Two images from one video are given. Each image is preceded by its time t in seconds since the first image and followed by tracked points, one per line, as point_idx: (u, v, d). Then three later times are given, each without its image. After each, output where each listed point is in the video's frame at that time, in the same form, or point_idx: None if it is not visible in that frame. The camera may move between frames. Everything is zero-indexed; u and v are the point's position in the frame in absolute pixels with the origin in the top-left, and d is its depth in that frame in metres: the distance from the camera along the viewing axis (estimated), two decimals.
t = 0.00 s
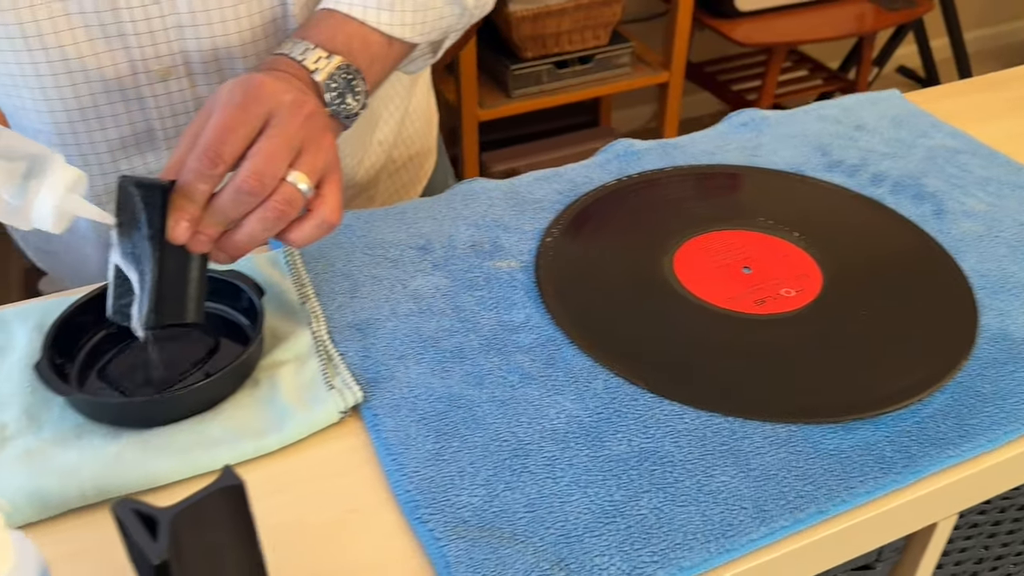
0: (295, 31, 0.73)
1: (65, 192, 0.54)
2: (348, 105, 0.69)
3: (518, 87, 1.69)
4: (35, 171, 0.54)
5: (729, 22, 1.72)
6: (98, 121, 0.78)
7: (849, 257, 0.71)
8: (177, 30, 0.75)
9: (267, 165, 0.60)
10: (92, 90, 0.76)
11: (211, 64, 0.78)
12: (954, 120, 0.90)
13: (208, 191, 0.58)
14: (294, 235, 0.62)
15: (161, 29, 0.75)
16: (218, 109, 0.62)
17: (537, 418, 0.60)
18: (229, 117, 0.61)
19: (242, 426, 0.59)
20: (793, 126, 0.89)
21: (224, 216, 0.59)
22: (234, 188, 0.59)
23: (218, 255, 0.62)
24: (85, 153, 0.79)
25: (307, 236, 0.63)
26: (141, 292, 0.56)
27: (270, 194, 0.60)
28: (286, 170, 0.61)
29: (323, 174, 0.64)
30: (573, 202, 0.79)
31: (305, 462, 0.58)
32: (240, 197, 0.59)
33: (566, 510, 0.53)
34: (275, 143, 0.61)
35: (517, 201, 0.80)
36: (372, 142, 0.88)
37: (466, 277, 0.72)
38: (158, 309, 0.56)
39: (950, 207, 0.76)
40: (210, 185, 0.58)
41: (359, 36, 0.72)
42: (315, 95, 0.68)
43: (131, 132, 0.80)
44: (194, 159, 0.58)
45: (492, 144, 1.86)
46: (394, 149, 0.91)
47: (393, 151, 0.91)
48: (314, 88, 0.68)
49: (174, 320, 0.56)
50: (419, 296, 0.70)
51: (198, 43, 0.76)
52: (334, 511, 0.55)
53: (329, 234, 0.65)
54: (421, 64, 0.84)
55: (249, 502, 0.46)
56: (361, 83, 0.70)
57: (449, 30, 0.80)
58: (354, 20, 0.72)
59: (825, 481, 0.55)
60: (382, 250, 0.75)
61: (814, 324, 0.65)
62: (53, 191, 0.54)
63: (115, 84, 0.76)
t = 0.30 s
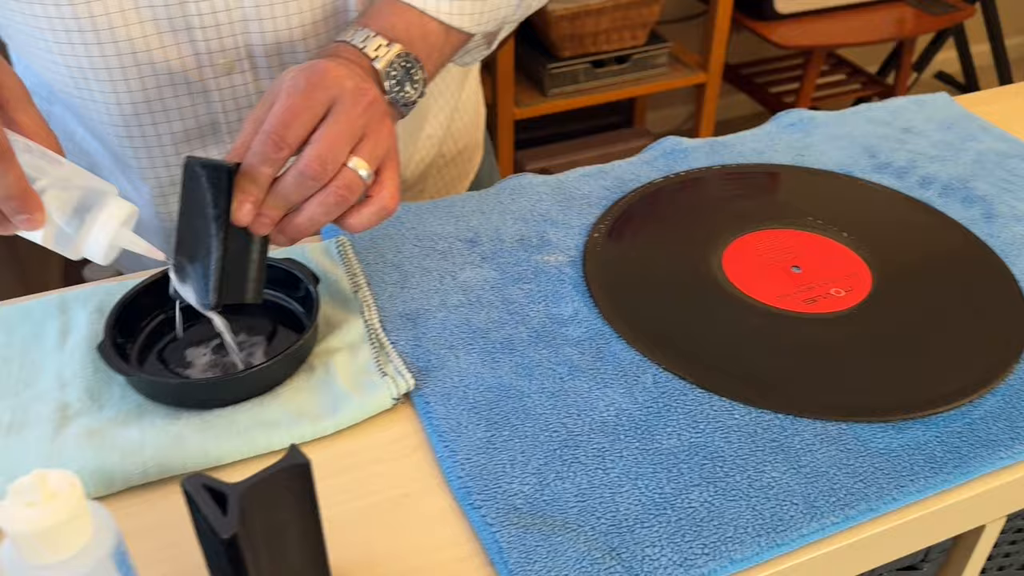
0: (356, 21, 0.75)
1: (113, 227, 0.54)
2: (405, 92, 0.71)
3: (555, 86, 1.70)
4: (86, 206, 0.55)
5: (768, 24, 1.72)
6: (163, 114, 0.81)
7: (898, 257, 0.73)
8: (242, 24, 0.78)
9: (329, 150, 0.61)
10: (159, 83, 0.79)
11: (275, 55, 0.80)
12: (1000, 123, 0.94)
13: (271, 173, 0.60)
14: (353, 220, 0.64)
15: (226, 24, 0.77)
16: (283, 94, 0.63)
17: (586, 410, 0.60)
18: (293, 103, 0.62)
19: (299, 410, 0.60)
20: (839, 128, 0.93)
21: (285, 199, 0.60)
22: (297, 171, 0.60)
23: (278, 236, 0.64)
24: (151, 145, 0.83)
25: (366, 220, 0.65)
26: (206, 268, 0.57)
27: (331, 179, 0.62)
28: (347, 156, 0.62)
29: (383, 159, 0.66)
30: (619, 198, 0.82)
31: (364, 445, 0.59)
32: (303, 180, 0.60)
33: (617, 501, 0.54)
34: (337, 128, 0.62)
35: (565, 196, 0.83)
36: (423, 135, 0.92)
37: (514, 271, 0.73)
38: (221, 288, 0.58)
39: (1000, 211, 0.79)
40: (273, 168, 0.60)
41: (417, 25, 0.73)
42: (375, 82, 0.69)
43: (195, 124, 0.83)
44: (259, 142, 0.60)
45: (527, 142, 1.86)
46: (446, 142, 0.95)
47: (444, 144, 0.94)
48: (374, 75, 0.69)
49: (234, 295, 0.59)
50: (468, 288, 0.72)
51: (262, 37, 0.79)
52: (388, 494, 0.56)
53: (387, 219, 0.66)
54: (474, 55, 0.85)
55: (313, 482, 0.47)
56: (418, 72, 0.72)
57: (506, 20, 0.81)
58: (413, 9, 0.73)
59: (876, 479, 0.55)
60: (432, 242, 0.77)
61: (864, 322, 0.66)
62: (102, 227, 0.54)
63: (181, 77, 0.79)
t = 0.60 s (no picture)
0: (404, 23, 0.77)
1: (174, 162, 0.54)
2: (448, 96, 0.73)
3: (591, 87, 1.70)
4: (145, 139, 0.54)
5: (807, 28, 1.71)
6: (215, 105, 0.84)
7: (938, 262, 0.73)
8: (294, 20, 0.80)
9: (362, 167, 0.62)
10: (212, 75, 0.81)
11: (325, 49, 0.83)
12: None
13: (306, 188, 0.61)
14: (386, 234, 0.65)
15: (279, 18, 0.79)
16: (317, 112, 0.64)
17: (623, 405, 0.61)
18: (327, 120, 0.63)
19: (341, 396, 0.62)
20: (880, 132, 0.93)
21: (320, 214, 0.61)
22: (330, 188, 0.61)
23: (317, 249, 0.64)
24: (199, 131, 0.85)
25: (400, 232, 0.65)
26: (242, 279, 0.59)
27: (364, 194, 0.63)
28: (379, 171, 0.64)
29: (416, 172, 0.66)
30: (658, 197, 0.83)
31: (405, 432, 0.61)
32: (336, 197, 0.61)
33: (653, 495, 0.54)
34: (369, 145, 0.63)
35: (603, 194, 0.84)
36: (469, 133, 0.95)
37: (553, 267, 0.74)
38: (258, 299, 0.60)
39: None
40: (308, 184, 0.61)
41: (460, 30, 0.75)
42: (417, 88, 0.71)
43: (245, 116, 0.85)
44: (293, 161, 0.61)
45: (561, 142, 1.87)
46: (490, 140, 0.98)
47: (489, 140, 0.98)
48: (416, 80, 0.71)
49: (273, 302, 0.61)
50: (507, 282, 0.73)
51: (314, 31, 0.81)
52: (428, 481, 0.57)
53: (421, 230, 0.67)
54: (519, 61, 0.86)
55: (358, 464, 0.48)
56: (461, 75, 0.74)
57: (549, 27, 0.82)
58: (457, 13, 0.75)
59: (912, 481, 0.55)
60: (472, 237, 0.78)
61: (902, 325, 0.66)
62: (162, 160, 0.54)
63: (234, 70, 0.82)
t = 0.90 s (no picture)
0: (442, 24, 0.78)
1: (229, 165, 0.55)
2: (483, 97, 0.74)
3: (622, 88, 1.70)
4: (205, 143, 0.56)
5: (842, 33, 1.70)
6: (256, 99, 0.86)
7: (970, 271, 0.73)
8: (335, 19, 0.82)
9: (390, 165, 0.63)
10: (254, 70, 0.84)
11: (365, 48, 0.85)
12: None
13: (336, 186, 0.63)
14: (415, 230, 0.66)
15: (322, 16, 0.81)
16: (348, 111, 0.66)
17: (651, 406, 0.62)
18: (358, 119, 0.65)
19: (373, 390, 0.63)
20: (914, 139, 0.92)
21: (350, 211, 0.63)
22: (359, 186, 0.63)
23: (347, 246, 0.66)
24: (239, 124, 0.87)
25: (427, 229, 0.66)
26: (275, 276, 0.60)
27: (392, 192, 0.64)
28: (407, 170, 0.65)
29: (444, 171, 0.68)
30: (689, 200, 0.83)
31: (433, 426, 0.62)
32: (365, 194, 0.63)
33: (678, 495, 0.55)
34: (398, 143, 0.65)
35: (635, 196, 0.85)
36: (504, 134, 0.96)
37: (583, 268, 0.75)
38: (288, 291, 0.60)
39: None
40: (338, 182, 0.62)
41: (496, 30, 0.76)
42: (451, 87, 0.73)
43: (284, 111, 0.88)
44: (324, 159, 0.63)
45: (592, 143, 1.87)
46: (526, 142, 1.00)
47: (523, 142, 0.99)
48: (450, 79, 0.73)
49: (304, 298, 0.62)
50: (537, 281, 0.74)
51: (354, 31, 0.83)
52: (456, 475, 0.58)
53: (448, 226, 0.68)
54: (557, 64, 0.89)
55: (390, 456, 0.49)
56: (497, 76, 0.75)
57: (586, 31, 0.83)
58: (493, 15, 0.76)
59: (938, 488, 0.55)
60: (503, 236, 0.79)
61: (931, 333, 0.66)
62: (218, 163, 0.55)
63: (275, 66, 0.84)
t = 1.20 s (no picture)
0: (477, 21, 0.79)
1: (246, 191, 0.57)
2: (518, 91, 0.75)
3: (648, 91, 1.70)
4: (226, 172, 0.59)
5: (872, 38, 1.69)
6: (295, 100, 0.87)
7: (996, 280, 0.72)
8: (374, 20, 0.83)
9: (428, 153, 0.64)
10: (293, 70, 0.85)
11: (403, 50, 0.86)
12: None
13: (374, 172, 0.63)
14: (448, 219, 0.67)
15: (362, 18, 0.83)
16: (388, 99, 0.66)
17: (673, 408, 0.62)
18: (398, 105, 0.65)
19: (399, 387, 0.64)
20: (941, 146, 0.92)
21: (386, 198, 0.64)
22: (397, 172, 0.63)
23: (379, 232, 0.68)
24: (280, 127, 0.89)
25: (461, 219, 0.68)
26: (307, 257, 0.62)
27: (429, 180, 0.65)
28: (445, 158, 0.65)
29: (481, 162, 0.68)
30: (715, 204, 0.83)
31: (457, 423, 0.63)
32: (402, 181, 0.63)
33: (699, 497, 0.55)
34: (436, 131, 0.65)
35: (660, 199, 0.85)
36: (534, 134, 0.97)
37: (607, 270, 0.76)
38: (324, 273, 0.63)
39: None
40: (376, 168, 0.63)
41: (531, 26, 0.77)
42: (486, 79, 0.73)
43: (321, 111, 0.89)
44: (363, 144, 0.63)
45: (616, 145, 1.87)
46: (556, 142, 1.00)
47: (553, 143, 1.00)
48: (485, 73, 0.73)
49: (333, 282, 0.64)
50: (562, 283, 0.74)
51: (392, 31, 0.84)
52: (479, 472, 0.59)
53: (481, 217, 0.69)
54: (588, 62, 0.89)
55: (415, 451, 0.50)
56: (531, 71, 0.75)
57: (620, 29, 0.83)
58: (527, 9, 0.77)
59: (960, 496, 0.55)
60: (529, 237, 0.80)
61: (956, 341, 0.66)
62: (235, 190, 0.57)
63: (314, 67, 0.85)
